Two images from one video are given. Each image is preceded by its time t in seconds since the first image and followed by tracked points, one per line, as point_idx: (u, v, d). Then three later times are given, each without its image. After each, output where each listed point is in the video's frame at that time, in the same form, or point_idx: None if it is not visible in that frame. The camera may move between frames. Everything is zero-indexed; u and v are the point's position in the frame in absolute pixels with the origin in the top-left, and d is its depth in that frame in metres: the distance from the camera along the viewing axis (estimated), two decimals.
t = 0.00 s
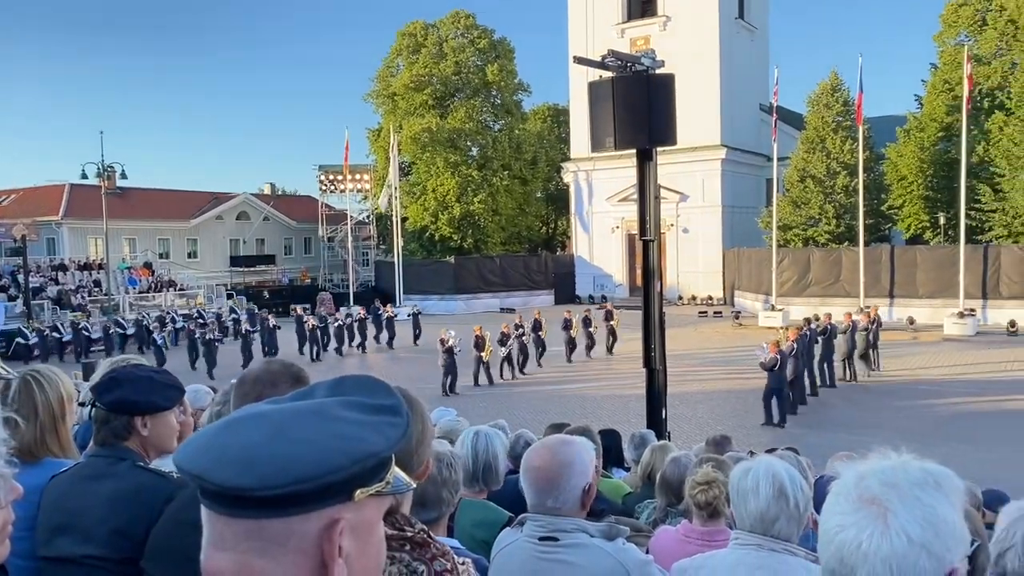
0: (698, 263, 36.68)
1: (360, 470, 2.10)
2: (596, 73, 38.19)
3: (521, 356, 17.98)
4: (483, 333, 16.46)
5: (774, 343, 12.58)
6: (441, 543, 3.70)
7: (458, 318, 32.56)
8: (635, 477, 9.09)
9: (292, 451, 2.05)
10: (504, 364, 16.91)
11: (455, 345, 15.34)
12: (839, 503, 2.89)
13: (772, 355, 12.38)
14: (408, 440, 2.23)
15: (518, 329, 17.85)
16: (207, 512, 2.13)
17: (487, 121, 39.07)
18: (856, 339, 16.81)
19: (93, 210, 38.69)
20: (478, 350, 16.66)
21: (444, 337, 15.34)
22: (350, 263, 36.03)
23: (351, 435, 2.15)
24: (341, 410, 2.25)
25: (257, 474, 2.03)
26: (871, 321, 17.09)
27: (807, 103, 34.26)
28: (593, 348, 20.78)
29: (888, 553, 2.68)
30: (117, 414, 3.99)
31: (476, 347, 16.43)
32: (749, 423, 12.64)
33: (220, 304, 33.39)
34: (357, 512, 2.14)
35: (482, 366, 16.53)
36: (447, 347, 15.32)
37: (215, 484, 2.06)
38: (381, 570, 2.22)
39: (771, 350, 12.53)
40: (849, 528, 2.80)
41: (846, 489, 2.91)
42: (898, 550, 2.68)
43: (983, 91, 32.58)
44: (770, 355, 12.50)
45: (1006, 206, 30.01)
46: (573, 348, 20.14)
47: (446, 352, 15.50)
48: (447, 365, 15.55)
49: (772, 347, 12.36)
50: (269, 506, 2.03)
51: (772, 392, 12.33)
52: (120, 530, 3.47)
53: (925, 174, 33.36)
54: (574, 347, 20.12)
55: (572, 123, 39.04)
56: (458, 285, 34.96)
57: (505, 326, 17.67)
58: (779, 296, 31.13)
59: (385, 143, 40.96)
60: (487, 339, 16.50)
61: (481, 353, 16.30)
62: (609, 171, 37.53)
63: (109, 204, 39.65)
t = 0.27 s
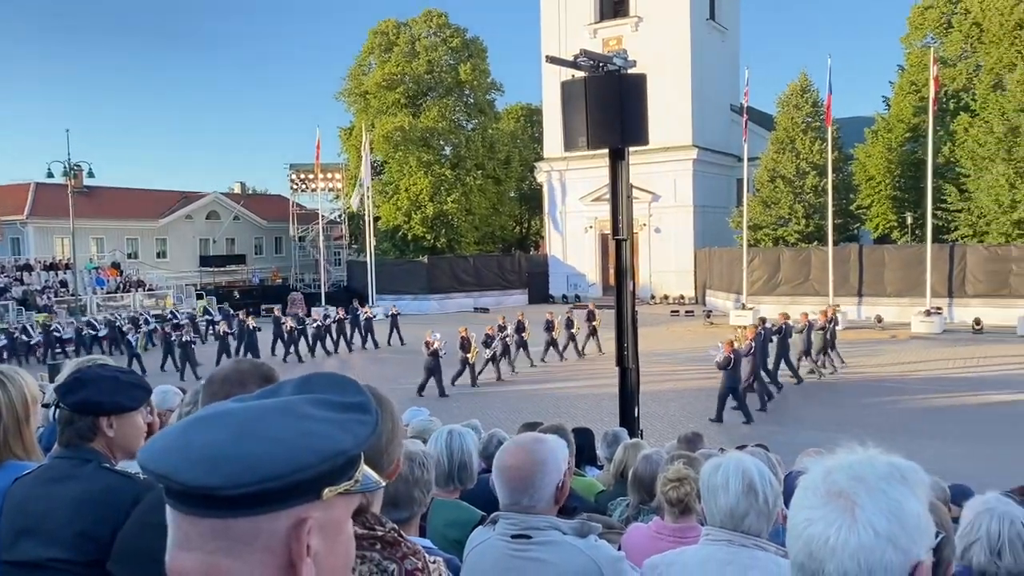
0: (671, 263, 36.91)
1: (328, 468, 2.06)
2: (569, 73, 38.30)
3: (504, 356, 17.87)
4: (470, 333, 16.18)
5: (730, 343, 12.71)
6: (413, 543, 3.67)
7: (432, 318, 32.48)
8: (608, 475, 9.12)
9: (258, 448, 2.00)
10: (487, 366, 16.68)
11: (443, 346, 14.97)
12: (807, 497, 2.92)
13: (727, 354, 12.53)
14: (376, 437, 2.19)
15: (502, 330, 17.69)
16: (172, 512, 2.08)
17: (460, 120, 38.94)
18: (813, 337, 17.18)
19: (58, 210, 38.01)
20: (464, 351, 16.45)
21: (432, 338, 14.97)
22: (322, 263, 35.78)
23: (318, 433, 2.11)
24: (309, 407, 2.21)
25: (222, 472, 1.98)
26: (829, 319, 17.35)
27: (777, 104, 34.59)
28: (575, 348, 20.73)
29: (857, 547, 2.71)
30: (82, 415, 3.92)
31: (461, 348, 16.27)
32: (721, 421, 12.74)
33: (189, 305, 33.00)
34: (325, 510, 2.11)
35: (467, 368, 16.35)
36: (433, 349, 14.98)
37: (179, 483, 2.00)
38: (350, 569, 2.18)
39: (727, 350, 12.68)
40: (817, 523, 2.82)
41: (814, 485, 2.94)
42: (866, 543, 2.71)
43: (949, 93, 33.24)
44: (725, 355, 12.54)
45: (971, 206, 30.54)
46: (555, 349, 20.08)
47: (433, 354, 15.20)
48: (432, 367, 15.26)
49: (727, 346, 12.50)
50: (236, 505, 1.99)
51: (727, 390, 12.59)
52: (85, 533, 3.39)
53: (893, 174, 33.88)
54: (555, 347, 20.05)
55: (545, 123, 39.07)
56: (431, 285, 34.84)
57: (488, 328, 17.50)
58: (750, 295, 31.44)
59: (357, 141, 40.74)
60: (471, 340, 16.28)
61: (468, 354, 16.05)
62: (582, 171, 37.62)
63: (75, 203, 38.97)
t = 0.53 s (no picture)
0: (640, 262, 37.13)
1: (297, 468, 2.03)
2: (538, 72, 38.40)
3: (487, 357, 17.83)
4: (450, 333, 16.18)
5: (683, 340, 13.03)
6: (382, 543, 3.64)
7: (402, 318, 32.36)
8: (579, 473, 9.14)
9: (227, 449, 1.97)
10: (472, 364, 16.76)
11: (425, 345, 14.97)
12: (776, 493, 2.94)
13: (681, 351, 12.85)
14: (346, 437, 2.16)
15: (483, 329, 17.72)
16: (136, 515, 2.04)
17: (430, 120, 38.83)
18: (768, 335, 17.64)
19: (19, 209, 37.24)
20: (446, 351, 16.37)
21: (414, 337, 14.91)
22: (291, 263, 35.46)
23: (287, 433, 2.08)
24: (277, 406, 2.18)
25: (189, 474, 1.94)
26: (784, 316, 17.75)
27: (744, 105, 34.98)
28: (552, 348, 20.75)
29: (825, 542, 2.74)
30: (43, 417, 3.84)
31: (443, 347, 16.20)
32: (691, 419, 12.85)
33: (155, 306, 32.53)
34: (294, 511, 2.07)
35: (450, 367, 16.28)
36: (416, 348, 14.91)
37: (144, 483, 1.96)
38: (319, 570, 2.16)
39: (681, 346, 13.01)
40: (785, 519, 2.85)
41: (781, 481, 2.97)
42: (832, 539, 2.74)
43: (912, 94, 33.94)
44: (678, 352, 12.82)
45: (934, 207, 31.12)
46: (534, 349, 20.07)
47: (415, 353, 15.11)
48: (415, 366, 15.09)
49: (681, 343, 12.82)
50: (202, 506, 1.95)
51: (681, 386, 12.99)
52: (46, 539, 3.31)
53: (858, 175, 34.44)
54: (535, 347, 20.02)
55: (515, 123, 39.09)
56: (401, 285, 34.71)
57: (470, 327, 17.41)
58: (719, 294, 31.76)
59: (326, 140, 40.47)
60: (454, 340, 16.27)
61: (450, 354, 15.99)
62: (552, 170, 37.70)
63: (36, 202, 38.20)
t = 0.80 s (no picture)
0: (608, 263, 37.33)
1: (261, 466, 2.00)
2: (506, 72, 38.44)
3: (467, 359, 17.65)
4: (430, 333, 16.06)
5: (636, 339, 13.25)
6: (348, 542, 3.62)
7: (370, 319, 32.18)
8: (547, 473, 9.17)
9: (188, 447, 1.93)
10: (455, 368, 16.60)
11: (405, 346, 14.62)
12: (742, 487, 2.98)
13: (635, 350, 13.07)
14: (311, 435, 2.14)
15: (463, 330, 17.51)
16: (95, 515, 1.99)
17: (397, 119, 38.72)
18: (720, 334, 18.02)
19: None
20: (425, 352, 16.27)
21: (393, 339, 14.68)
22: (257, 263, 35.08)
23: (250, 431, 2.05)
24: (239, 404, 2.14)
25: (149, 472, 1.90)
26: (738, 316, 18.34)
27: (710, 107, 35.34)
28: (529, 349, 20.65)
29: (789, 535, 2.79)
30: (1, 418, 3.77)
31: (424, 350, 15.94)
32: (659, 417, 12.97)
33: (118, 307, 31.98)
34: (257, 510, 2.04)
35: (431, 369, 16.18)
36: (395, 351, 14.54)
37: (104, 483, 1.91)
38: (282, 569, 2.13)
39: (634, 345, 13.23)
40: (750, 513, 2.89)
41: (747, 474, 3.01)
42: (796, 531, 2.79)
43: (874, 97, 34.62)
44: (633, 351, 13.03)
45: (895, 208, 31.67)
46: (510, 351, 20.00)
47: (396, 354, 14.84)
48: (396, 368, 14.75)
49: (636, 342, 13.05)
50: (163, 506, 1.91)
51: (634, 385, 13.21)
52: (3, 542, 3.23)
53: (821, 176, 34.96)
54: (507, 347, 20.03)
55: (484, 123, 39.10)
56: (369, 286, 34.55)
57: (450, 329, 17.23)
58: (685, 294, 32.04)
59: (292, 140, 40.10)
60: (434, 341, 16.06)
61: (431, 354, 15.82)
62: (521, 170, 37.74)
63: None
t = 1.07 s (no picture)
0: (576, 264, 37.48)
1: (222, 467, 1.97)
2: (474, 73, 38.42)
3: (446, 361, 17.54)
4: (407, 334, 15.98)
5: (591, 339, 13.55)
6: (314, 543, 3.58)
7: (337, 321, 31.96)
8: (515, 474, 9.16)
9: (146, 448, 1.88)
10: (431, 368, 16.41)
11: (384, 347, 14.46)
12: (708, 485, 2.99)
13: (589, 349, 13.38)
14: (274, 435, 2.11)
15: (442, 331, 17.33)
16: (49, 519, 1.94)
17: (364, 120, 38.53)
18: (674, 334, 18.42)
19: None
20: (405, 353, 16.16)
21: (375, 340, 14.46)
22: (221, 265, 34.63)
23: (211, 431, 2.01)
24: (199, 404, 2.10)
25: (106, 474, 1.85)
26: (693, 317, 18.59)
27: (676, 110, 35.65)
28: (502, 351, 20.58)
29: (755, 533, 2.81)
30: None
31: (401, 350, 15.92)
32: (626, 418, 13.05)
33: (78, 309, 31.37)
34: (218, 511, 2.01)
35: (408, 369, 16.16)
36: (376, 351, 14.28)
37: (57, 486, 1.86)
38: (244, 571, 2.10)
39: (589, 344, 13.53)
40: (715, 511, 2.91)
41: (712, 473, 3.03)
42: (761, 529, 2.81)
43: (836, 101, 35.20)
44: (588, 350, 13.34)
45: (857, 210, 32.18)
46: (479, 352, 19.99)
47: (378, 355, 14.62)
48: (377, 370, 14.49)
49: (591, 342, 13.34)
50: (120, 508, 1.86)
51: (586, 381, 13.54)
52: None
53: (785, 179, 35.35)
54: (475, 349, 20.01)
55: (451, 124, 39.03)
56: (335, 287, 34.31)
57: (427, 329, 17.04)
58: (652, 295, 32.27)
59: (257, 140, 39.69)
60: (412, 343, 16.06)
61: (408, 356, 15.77)
62: (489, 171, 37.70)
63: None
